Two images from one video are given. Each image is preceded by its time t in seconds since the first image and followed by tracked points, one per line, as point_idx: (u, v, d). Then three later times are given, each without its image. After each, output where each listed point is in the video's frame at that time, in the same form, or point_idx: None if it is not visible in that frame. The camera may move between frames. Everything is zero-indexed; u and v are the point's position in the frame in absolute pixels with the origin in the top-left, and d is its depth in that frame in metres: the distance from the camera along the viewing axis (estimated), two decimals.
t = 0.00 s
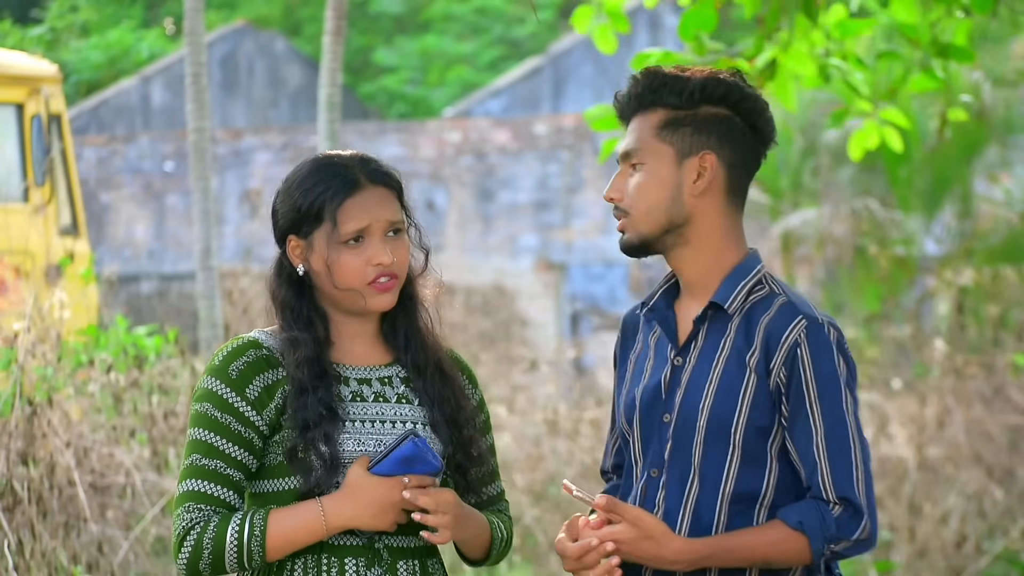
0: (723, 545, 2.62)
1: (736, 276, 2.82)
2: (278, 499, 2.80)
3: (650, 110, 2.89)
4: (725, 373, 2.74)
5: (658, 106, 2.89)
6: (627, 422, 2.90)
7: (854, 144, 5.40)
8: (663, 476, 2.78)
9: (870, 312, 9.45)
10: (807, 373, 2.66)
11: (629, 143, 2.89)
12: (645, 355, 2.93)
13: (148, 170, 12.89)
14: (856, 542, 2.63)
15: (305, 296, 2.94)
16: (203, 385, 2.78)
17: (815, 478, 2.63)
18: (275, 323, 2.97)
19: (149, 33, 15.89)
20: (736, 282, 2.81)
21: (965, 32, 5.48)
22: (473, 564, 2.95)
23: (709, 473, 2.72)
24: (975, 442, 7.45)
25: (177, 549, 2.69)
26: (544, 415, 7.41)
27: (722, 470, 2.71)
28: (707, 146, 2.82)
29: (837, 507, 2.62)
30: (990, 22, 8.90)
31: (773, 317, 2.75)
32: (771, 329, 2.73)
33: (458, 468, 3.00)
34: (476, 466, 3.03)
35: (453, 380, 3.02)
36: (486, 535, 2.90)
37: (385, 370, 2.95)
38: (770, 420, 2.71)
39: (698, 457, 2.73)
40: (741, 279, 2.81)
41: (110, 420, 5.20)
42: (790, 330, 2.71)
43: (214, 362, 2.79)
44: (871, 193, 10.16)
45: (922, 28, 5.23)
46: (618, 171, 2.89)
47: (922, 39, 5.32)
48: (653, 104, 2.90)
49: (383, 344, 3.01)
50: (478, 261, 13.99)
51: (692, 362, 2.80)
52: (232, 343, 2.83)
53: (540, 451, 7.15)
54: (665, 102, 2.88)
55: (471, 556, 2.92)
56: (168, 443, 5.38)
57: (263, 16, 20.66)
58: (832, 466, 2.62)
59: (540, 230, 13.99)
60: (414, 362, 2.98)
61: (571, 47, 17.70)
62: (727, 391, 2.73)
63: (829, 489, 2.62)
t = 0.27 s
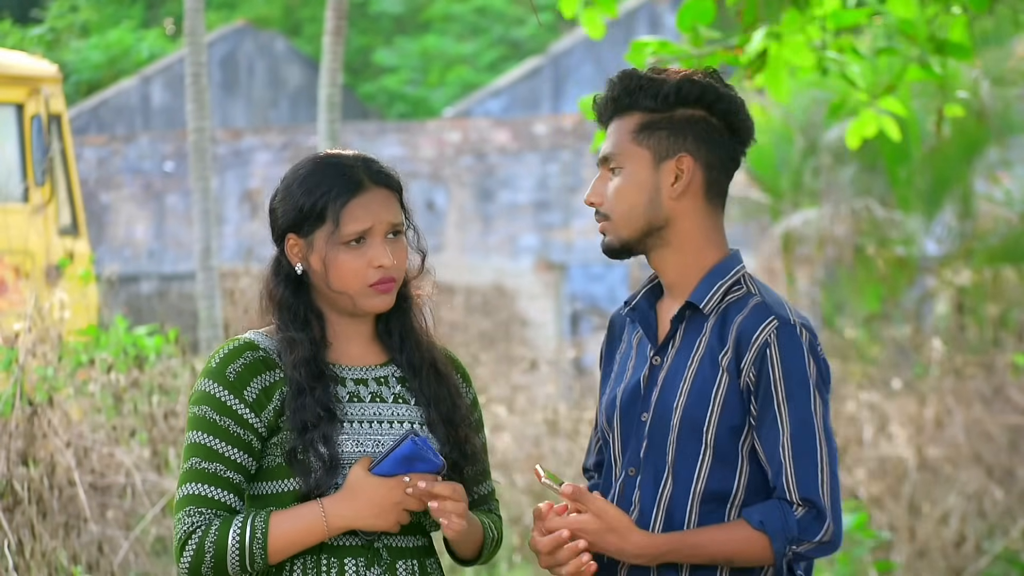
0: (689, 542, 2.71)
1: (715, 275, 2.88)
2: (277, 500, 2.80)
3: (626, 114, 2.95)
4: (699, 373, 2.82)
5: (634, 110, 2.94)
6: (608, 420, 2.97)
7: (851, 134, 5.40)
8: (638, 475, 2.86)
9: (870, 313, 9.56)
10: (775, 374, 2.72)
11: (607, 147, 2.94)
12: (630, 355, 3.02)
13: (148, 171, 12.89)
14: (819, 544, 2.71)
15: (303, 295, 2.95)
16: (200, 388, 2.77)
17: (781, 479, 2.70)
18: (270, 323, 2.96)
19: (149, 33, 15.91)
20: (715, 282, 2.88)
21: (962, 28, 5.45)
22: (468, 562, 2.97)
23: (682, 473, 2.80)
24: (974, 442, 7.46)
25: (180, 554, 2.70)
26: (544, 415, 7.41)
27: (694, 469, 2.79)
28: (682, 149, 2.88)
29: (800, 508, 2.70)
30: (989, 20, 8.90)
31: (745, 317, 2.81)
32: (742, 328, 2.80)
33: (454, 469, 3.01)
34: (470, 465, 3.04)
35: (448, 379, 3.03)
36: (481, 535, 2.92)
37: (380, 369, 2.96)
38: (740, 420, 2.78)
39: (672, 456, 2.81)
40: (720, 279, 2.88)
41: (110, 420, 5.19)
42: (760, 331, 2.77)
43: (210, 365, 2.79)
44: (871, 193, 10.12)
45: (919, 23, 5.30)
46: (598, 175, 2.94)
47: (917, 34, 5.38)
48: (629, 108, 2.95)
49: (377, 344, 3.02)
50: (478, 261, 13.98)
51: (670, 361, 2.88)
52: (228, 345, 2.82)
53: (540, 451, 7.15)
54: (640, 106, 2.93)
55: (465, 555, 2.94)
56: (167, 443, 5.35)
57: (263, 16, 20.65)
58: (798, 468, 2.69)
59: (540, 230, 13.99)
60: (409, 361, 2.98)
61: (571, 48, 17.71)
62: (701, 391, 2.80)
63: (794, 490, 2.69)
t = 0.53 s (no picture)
0: (695, 543, 2.78)
1: (707, 277, 2.97)
2: (276, 499, 2.86)
3: (609, 119, 3.00)
4: (698, 374, 2.89)
5: (617, 115, 3.00)
6: (597, 424, 3.01)
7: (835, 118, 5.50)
8: (635, 476, 2.91)
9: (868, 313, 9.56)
10: (779, 372, 2.82)
11: (592, 153, 3.00)
12: (616, 356, 3.06)
13: (148, 170, 12.97)
14: (820, 542, 2.80)
15: (299, 297, 3.00)
16: (198, 388, 2.81)
17: (785, 478, 2.79)
18: (266, 323, 3.01)
19: (149, 34, 15.92)
20: (707, 283, 2.96)
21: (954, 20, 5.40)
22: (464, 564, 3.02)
23: (682, 473, 2.86)
24: (974, 442, 7.46)
25: (180, 553, 2.73)
26: (544, 415, 7.40)
27: (694, 470, 2.85)
28: (669, 153, 2.97)
29: (804, 508, 2.78)
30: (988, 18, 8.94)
31: (744, 317, 2.90)
32: (743, 328, 2.88)
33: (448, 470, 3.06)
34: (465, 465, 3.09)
35: (442, 380, 3.08)
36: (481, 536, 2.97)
37: (375, 370, 3.01)
38: (742, 419, 2.86)
39: (672, 457, 2.87)
40: (712, 279, 2.96)
41: (110, 420, 5.16)
42: (761, 331, 2.85)
43: (208, 365, 2.83)
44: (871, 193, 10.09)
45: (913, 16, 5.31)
46: (583, 179, 3.00)
47: (910, 27, 5.38)
48: (611, 112, 3.01)
49: (372, 344, 3.08)
50: (478, 261, 13.95)
51: (665, 362, 2.94)
52: (225, 346, 2.86)
53: (541, 451, 7.16)
54: (622, 111, 3.00)
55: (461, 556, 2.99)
56: (167, 443, 5.40)
57: (263, 16, 20.65)
58: (801, 466, 2.78)
59: (540, 230, 14.01)
60: (403, 362, 3.05)
61: (571, 48, 17.73)
62: (701, 391, 2.87)
63: (797, 489, 2.77)
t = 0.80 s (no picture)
0: (732, 543, 2.75)
1: (723, 279, 2.97)
2: (266, 501, 2.81)
3: (634, 115, 2.98)
4: (722, 375, 2.88)
5: (644, 111, 2.97)
6: (601, 427, 2.97)
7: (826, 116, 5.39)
8: (652, 478, 2.88)
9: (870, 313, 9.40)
10: (809, 375, 2.84)
11: (617, 148, 2.95)
12: (619, 356, 3.01)
13: (148, 170, 12.90)
14: (852, 542, 2.82)
15: (292, 296, 2.96)
16: (188, 389, 2.77)
17: (817, 478, 2.81)
18: (256, 322, 2.97)
19: (149, 33, 15.93)
20: (726, 285, 2.96)
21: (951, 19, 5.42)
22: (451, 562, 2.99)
23: (705, 475, 2.84)
24: (974, 442, 7.45)
25: (171, 555, 2.69)
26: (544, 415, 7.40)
27: (719, 472, 2.84)
28: (699, 151, 2.97)
29: (838, 508, 2.80)
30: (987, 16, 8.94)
31: (770, 319, 2.92)
32: (770, 330, 2.90)
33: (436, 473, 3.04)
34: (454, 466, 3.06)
35: (432, 382, 3.06)
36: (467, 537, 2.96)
37: (364, 371, 2.98)
38: (769, 421, 2.87)
39: (694, 459, 2.85)
40: (729, 281, 2.97)
41: (110, 420, 5.17)
42: (790, 333, 2.88)
43: (198, 367, 2.79)
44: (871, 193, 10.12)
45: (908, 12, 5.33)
46: (605, 173, 2.95)
47: (907, 24, 5.38)
48: (638, 107, 2.98)
49: (361, 344, 3.04)
50: (478, 261, 13.91)
51: (682, 365, 2.92)
52: (214, 347, 2.82)
53: (540, 451, 7.17)
54: (650, 106, 2.97)
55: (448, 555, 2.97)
56: (168, 443, 5.33)
57: (263, 16, 20.65)
58: (835, 467, 2.81)
59: (540, 230, 13.98)
60: (393, 364, 3.01)
61: (571, 47, 17.72)
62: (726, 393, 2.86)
63: (831, 489, 2.80)
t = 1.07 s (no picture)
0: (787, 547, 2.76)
1: (756, 284, 2.99)
2: (236, 503, 2.80)
3: (680, 113, 2.98)
4: (764, 380, 2.91)
5: (690, 109, 2.98)
6: (624, 429, 2.94)
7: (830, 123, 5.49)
8: (684, 480, 2.87)
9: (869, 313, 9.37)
10: (852, 382, 2.90)
11: (663, 144, 2.95)
12: (637, 359, 2.98)
13: (148, 170, 12.85)
14: (885, 545, 2.90)
15: (268, 289, 2.95)
16: (157, 389, 2.74)
17: (859, 484, 2.87)
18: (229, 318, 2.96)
19: (149, 33, 15.95)
20: (761, 290, 2.98)
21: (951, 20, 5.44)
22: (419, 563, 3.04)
23: (744, 480, 2.85)
24: (975, 441, 7.45)
25: (144, 560, 2.64)
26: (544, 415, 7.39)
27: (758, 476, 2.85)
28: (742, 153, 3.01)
29: (877, 512, 2.88)
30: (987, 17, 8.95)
31: (809, 328, 2.96)
32: (811, 339, 2.94)
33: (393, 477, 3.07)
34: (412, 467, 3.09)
35: (401, 392, 3.11)
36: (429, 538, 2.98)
37: (327, 372, 2.99)
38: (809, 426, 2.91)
39: (734, 463, 2.86)
40: (761, 285, 2.99)
41: (110, 420, 5.13)
42: (832, 341, 2.93)
43: (168, 366, 2.76)
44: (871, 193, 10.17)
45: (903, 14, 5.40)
46: (650, 169, 2.93)
47: (901, 27, 5.47)
48: (685, 105, 2.99)
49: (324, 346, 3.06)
50: (478, 261, 13.89)
51: (717, 369, 2.92)
52: (182, 346, 2.79)
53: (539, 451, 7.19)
54: (698, 105, 2.99)
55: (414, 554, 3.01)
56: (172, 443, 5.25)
57: (263, 16, 20.66)
58: (875, 472, 2.88)
59: (540, 230, 13.94)
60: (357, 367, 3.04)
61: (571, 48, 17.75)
62: (768, 397, 2.89)
63: (872, 494, 2.87)
